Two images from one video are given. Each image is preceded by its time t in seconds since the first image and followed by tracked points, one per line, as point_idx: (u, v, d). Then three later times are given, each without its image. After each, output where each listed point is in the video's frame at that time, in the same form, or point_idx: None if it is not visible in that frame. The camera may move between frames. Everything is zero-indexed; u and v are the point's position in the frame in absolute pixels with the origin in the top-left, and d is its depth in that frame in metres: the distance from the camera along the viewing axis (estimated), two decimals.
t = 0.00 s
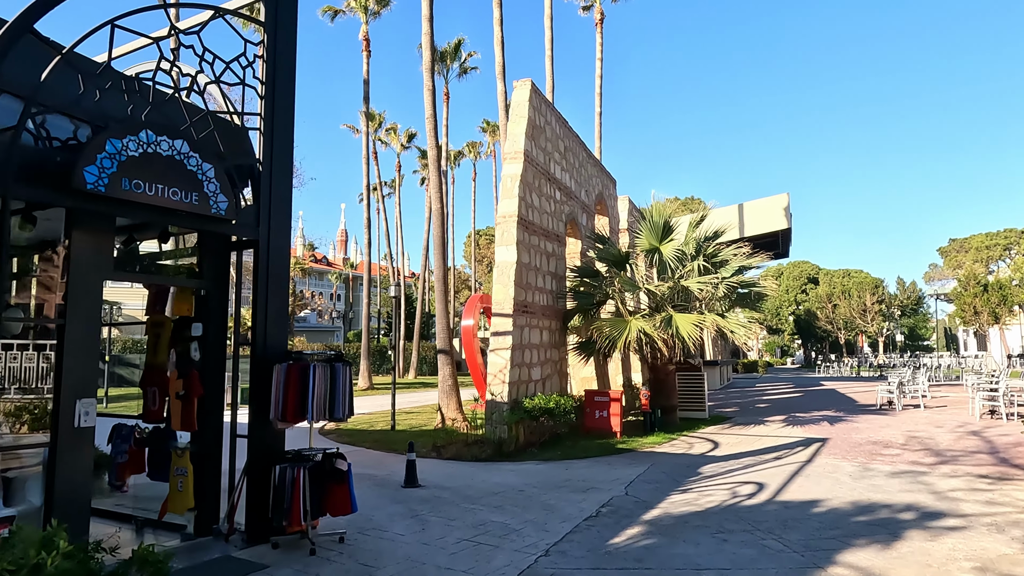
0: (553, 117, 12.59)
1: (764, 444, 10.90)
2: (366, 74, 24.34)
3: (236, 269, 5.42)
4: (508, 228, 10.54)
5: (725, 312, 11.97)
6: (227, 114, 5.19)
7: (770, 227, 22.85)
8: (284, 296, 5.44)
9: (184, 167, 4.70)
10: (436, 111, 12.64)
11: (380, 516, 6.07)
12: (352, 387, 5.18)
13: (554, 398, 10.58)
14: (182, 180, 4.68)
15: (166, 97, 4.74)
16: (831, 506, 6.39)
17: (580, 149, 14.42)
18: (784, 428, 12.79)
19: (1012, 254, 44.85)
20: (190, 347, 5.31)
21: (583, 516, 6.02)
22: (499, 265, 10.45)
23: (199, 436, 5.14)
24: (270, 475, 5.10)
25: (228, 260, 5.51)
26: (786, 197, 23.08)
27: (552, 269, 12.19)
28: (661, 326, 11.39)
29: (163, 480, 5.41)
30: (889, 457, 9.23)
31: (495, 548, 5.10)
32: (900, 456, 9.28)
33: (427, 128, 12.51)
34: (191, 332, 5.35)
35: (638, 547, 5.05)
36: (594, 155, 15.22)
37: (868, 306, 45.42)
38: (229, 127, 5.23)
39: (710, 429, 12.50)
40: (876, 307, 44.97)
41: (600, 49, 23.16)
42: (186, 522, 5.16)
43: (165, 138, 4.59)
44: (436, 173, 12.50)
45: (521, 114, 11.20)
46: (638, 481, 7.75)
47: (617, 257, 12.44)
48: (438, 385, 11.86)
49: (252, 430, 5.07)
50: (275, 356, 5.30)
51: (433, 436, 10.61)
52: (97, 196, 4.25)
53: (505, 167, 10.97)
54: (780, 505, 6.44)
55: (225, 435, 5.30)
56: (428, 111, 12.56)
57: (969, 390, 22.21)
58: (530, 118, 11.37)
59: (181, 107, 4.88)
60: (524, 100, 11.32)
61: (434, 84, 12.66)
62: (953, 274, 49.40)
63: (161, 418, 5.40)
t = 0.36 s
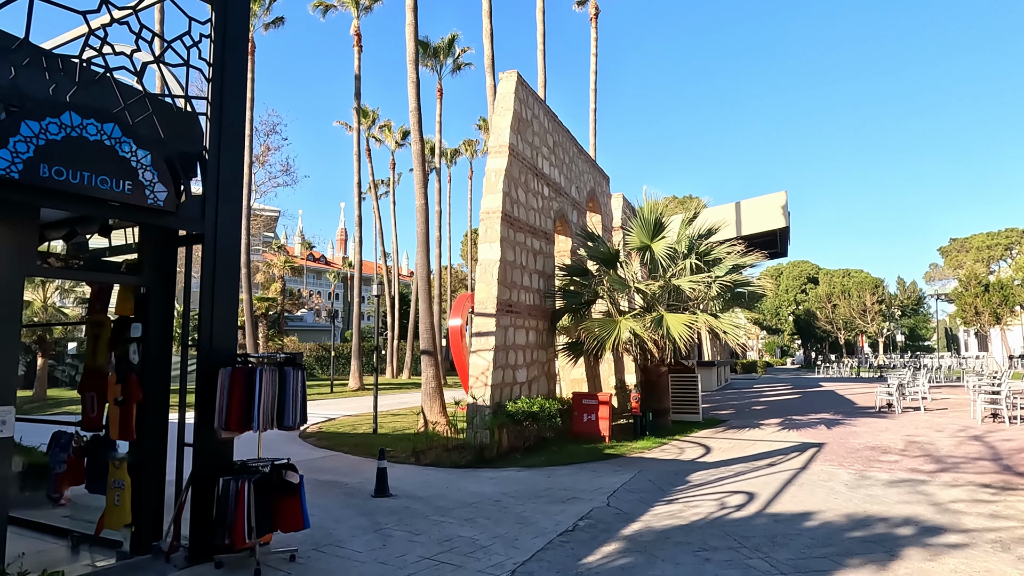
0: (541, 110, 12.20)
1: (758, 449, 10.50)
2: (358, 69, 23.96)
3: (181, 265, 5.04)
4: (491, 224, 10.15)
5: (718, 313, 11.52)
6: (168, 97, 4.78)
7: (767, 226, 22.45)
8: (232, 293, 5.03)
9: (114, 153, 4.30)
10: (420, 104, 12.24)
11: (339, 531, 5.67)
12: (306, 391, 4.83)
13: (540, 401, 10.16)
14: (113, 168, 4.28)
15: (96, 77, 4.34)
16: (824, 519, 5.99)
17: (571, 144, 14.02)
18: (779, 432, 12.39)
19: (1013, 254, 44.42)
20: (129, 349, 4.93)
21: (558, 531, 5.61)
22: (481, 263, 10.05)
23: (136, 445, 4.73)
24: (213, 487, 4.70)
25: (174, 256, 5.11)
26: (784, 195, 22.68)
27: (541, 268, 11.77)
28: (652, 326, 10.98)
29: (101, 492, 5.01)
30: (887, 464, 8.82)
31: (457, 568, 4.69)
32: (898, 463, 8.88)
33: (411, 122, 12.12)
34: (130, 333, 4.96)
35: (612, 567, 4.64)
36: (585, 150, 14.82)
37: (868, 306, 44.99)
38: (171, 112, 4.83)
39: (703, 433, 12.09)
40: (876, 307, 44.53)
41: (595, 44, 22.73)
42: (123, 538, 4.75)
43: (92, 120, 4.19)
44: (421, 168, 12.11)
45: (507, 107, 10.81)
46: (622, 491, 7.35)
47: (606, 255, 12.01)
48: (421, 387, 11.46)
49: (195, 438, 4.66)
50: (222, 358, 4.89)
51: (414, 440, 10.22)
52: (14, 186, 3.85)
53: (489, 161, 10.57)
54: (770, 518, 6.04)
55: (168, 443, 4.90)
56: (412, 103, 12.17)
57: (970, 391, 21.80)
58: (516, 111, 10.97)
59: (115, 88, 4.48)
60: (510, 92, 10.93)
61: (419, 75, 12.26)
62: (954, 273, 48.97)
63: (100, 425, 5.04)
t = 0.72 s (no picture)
0: (528, 103, 11.77)
1: (753, 455, 10.07)
2: (348, 66, 23.57)
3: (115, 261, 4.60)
4: (474, 220, 9.72)
5: (711, 313, 11.13)
6: (101, 76, 4.35)
7: (765, 225, 22.06)
8: (173, 290, 4.61)
9: (32, 136, 3.85)
10: (403, 97, 11.80)
11: (295, 550, 5.24)
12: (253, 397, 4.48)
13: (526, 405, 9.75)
14: (30, 151, 3.83)
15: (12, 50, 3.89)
16: (820, 534, 5.57)
17: (561, 139, 13.60)
18: (776, 437, 11.97)
19: (1015, 254, 44.02)
20: (58, 352, 4.50)
21: (532, 548, 5.19)
22: (463, 261, 9.63)
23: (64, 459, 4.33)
24: (149, 506, 4.29)
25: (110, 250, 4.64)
26: (782, 194, 22.29)
27: (528, 266, 11.33)
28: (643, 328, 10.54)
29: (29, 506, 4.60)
30: (888, 471, 8.41)
31: None
32: (900, 470, 8.46)
33: (393, 116, 11.69)
34: (60, 335, 4.53)
35: None
36: (576, 146, 14.41)
37: (867, 306, 44.58)
38: (104, 91, 4.40)
39: (697, 438, 11.67)
40: (876, 308, 44.11)
41: (590, 40, 22.31)
42: (48, 560, 4.34)
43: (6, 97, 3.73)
44: (404, 163, 11.67)
45: (492, 99, 10.39)
46: (606, 502, 6.93)
47: (596, 254, 11.58)
48: (403, 391, 11.05)
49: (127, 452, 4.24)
50: (162, 361, 4.49)
51: (394, 446, 9.81)
52: None
53: (473, 156, 10.14)
54: (762, 532, 5.62)
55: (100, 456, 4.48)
56: (395, 96, 11.73)
57: (972, 393, 21.38)
58: (501, 103, 10.55)
59: (36, 65, 4.04)
60: (496, 84, 10.50)
61: (402, 67, 11.83)
62: (954, 274, 48.57)
63: (29, 435, 4.61)
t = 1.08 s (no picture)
0: (517, 96, 11.39)
1: (748, 461, 9.67)
2: (340, 63, 23.19)
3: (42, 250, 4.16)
4: (457, 216, 9.33)
5: (705, 313, 10.75)
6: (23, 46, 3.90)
7: (764, 225, 21.66)
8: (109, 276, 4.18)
9: None
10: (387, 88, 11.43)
11: (247, 566, 4.83)
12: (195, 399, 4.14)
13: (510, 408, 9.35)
14: None
15: None
16: (816, 549, 5.16)
17: (552, 134, 13.23)
18: (773, 441, 11.56)
19: (1017, 256, 43.62)
20: None
21: (503, 565, 4.78)
22: (446, 258, 9.24)
23: None
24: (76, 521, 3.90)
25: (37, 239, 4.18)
26: (781, 193, 21.89)
27: (516, 265, 10.93)
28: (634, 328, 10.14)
29: None
30: (888, 479, 8.00)
31: None
32: (901, 477, 8.05)
33: (377, 110, 11.33)
34: None
35: None
36: (568, 142, 14.04)
37: (867, 308, 44.12)
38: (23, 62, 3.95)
39: (690, 443, 11.26)
40: (876, 309, 43.67)
41: (585, 36, 21.96)
42: None
43: None
44: (387, 158, 11.30)
45: (477, 90, 10.01)
46: (589, 512, 6.52)
47: (586, 252, 11.18)
48: (386, 393, 10.66)
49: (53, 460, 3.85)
50: (96, 356, 4.07)
51: (374, 451, 9.42)
52: None
53: (456, 149, 9.76)
54: (753, 547, 5.21)
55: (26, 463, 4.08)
56: (378, 88, 11.36)
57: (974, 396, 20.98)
58: (487, 95, 10.16)
59: None
60: (481, 75, 10.13)
61: (386, 58, 11.46)
62: (956, 276, 48.12)
63: None
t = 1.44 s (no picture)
0: (505, 88, 10.97)
1: (744, 469, 9.22)
2: (331, 59, 22.75)
3: None
4: (440, 212, 8.90)
5: (700, 314, 10.34)
6: None
7: (763, 224, 21.21)
8: (32, 243, 3.56)
9: None
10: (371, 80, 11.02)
11: None
12: (122, 409, 3.72)
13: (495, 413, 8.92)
14: None
15: None
16: (814, 572, 4.72)
17: (543, 129, 12.81)
18: (771, 447, 11.13)
19: (1020, 257, 43.18)
20: None
21: None
22: (428, 256, 8.80)
23: None
24: None
25: None
26: (780, 192, 21.45)
27: (504, 264, 10.50)
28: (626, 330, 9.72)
29: None
30: (891, 490, 7.56)
31: None
32: (906, 488, 7.60)
33: (360, 102, 10.91)
34: None
35: None
36: (560, 138, 13.63)
37: (868, 310, 43.65)
38: None
39: (685, 449, 10.83)
40: (878, 311, 43.21)
41: (580, 32, 21.52)
42: None
43: None
44: (371, 152, 10.87)
45: (462, 81, 9.58)
46: (572, 527, 6.07)
47: (577, 250, 10.74)
48: (368, 397, 10.24)
49: None
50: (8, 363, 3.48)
51: (352, 457, 8.99)
52: None
53: (440, 142, 9.33)
54: (744, 570, 4.78)
55: None
56: (361, 80, 10.95)
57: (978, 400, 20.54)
58: (473, 86, 9.75)
59: None
60: (466, 65, 9.70)
61: (369, 49, 11.04)
62: (958, 277, 47.65)
63: None
